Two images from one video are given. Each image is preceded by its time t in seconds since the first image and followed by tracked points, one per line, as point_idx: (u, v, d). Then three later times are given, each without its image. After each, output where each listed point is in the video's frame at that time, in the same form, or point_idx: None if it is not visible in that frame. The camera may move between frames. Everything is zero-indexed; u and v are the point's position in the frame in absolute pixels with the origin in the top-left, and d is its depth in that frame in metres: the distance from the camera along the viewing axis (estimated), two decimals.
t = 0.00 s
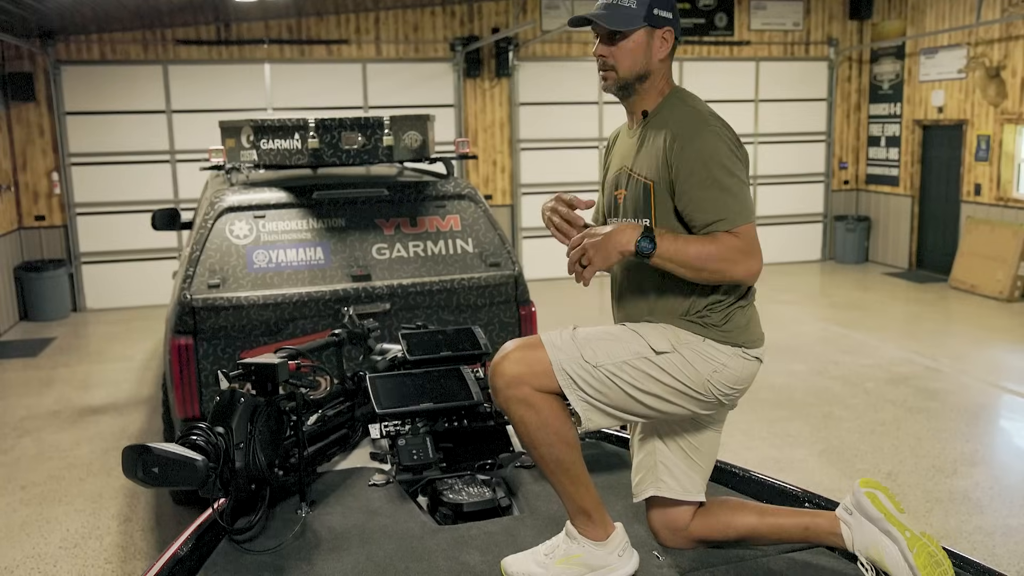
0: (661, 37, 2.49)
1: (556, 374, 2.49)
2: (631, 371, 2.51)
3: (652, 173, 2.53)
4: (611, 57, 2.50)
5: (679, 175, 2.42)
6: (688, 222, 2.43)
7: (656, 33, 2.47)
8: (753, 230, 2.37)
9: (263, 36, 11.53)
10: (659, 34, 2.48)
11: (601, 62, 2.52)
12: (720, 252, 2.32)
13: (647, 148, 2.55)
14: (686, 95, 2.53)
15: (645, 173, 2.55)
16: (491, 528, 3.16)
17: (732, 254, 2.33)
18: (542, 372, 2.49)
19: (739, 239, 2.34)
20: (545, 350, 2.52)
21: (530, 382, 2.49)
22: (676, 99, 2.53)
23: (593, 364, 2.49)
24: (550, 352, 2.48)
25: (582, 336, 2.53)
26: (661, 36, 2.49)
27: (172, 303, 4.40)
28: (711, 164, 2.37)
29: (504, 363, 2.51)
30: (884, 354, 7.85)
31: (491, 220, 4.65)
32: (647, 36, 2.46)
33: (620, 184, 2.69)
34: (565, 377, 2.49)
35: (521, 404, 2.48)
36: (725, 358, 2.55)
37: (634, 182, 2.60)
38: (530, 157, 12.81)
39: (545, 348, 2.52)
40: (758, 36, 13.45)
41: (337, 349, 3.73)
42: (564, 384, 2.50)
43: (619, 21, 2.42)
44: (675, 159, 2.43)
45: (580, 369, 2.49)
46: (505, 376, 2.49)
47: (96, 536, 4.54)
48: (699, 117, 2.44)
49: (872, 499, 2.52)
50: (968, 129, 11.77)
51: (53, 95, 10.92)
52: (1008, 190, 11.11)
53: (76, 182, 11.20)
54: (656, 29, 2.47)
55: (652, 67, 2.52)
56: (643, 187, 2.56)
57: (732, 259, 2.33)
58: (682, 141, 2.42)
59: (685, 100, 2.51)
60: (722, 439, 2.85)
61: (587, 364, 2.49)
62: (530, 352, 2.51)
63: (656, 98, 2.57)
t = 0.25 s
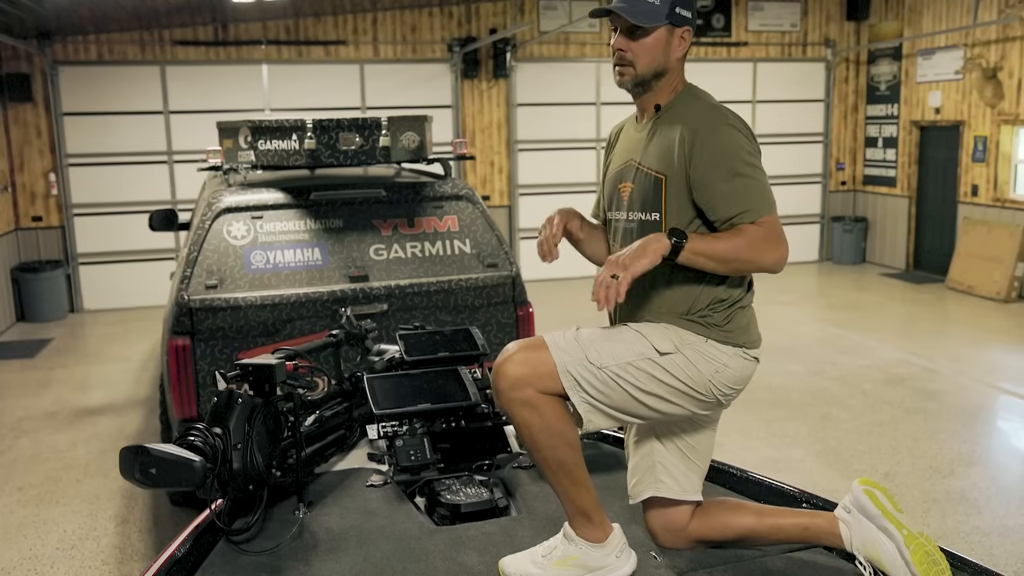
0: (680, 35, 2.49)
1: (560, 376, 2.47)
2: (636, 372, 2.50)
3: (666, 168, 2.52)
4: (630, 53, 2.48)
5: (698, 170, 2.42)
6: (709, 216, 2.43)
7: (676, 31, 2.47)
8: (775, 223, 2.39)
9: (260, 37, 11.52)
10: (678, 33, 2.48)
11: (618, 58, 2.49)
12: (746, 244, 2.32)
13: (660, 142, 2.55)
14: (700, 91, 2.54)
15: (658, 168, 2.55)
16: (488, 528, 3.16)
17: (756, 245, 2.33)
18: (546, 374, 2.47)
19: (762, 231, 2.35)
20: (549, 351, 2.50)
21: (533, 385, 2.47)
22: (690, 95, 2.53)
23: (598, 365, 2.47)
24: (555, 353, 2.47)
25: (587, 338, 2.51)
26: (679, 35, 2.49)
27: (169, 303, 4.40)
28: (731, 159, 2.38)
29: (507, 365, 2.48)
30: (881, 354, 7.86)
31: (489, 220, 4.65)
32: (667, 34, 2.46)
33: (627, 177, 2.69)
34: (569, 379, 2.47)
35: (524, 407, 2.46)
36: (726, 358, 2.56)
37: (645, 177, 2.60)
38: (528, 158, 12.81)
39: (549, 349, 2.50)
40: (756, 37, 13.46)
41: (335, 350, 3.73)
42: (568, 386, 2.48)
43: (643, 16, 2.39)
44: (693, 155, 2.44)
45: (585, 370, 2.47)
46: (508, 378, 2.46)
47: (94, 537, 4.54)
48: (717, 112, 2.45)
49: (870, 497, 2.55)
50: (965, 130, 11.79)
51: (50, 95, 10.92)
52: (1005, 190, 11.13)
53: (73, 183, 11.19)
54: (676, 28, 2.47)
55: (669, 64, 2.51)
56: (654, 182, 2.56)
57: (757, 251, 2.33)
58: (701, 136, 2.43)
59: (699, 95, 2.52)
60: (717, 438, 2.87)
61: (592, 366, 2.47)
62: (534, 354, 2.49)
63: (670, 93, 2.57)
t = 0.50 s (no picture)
0: (693, 38, 2.50)
1: (570, 367, 2.43)
2: (646, 365, 2.48)
3: (679, 164, 2.53)
4: (644, 56, 2.48)
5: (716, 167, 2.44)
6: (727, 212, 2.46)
7: (690, 34, 2.48)
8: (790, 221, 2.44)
9: (256, 37, 11.51)
10: (691, 35, 2.48)
11: (632, 61, 2.49)
12: (769, 240, 2.37)
13: (671, 139, 2.55)
14: (711, 91, 2.57)
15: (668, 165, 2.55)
16: (484, 530, 3.17)
17: (777, 240, 2.38)
18: (555, 365, 2.42)
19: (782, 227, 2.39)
20: (560, 342, 2.46)
21: (543, 376, 2.42)
22: (702, 95, 2.55)
23: (609, 357, 2.46)
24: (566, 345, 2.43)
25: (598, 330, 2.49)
26: (692, 38, 2.50)
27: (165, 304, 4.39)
28: (751, 157, 2.41)
29: (517, 355, 2.43)
30: (876, 355, 7.88)
31: (485, 221, 4.65)
32: (681, 37, 2.47)
33: (632, 174, 2.68)
34: (580, 370, 2.43)
35: (532, 397, 2.42)
36: (731, 354, 2.57)
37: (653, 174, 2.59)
38: (525, 158, 12.82)
39: (559, 341, 2.45)
40: (752, 37, 13.47)
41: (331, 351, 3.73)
42: (577, 377, 2.44)
43: (658, 19, 2.39)
44: (712, 152, 2.46)
45: (596, 362, 2.44)
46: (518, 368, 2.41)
47: (89, 538, 4.53)
48: (733, 111, 2.48)
49: (865, 497, 2.58)
50: (960, 131, 11.81)
51: (45, 95, 10.89)
52: (1000, 191, 11.16)
53: (68, 183, 11.16)
54: (690, 31, 2.48)
55: (681, 66, 2.52)
56: (665, 178, 2.55)
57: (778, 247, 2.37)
58: (719, 134, 2.45)
59: (711, 96, 2.55)
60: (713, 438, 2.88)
61: (603, 357, 2.45)
62: (545, 344, 2.44)
63: (681, 93, 2.58)
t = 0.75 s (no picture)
0: (691, 40, 2.52)
1: (578, 366, 2.38)
2: (651, 362, 2.46)
3: (673, 168, 2.53)
4: (647, 58, 2.48)
5: (710, 169, 2.44)
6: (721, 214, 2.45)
7: (689, 35, 2.50)
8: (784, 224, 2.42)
9: (252, 39, 11.50)
10: (689, 37, 2.50)
11: (635, 61, 2.49)
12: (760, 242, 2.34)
13: (667, 142, 2.56)
14: (707, 94, 2.57)
15: (662, 168, 2.56)
16: (479, 530, 3.16)
17: (772, 242, 2.36)
18: (561, 367, 2.37)
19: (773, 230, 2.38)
20: (566, 344, 2.41)
21: (549, 377, 2.36)
22: (698, 98, 2.56)
23: (615, 355, 2.42)
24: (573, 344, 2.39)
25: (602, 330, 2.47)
26: (690, 39, 2.52)
27: (160, 306, 4.38)
28: (744, 160, 2.41)
29: (522, 357, 2.37)
30: (871, 355, 7.90)
31: (480, 223, 4.65)
32: (681, 39, 2.49)
33: (629, 176, 2.69)
34: (587, 369, 2.39)
35: (539, 399, 2.35)
36: (733, 352, 2.56)
37: (648, 177, 2.60)
38: (521, 160, 12.83)
39: (565, 344, 2.41)
40: (746, 39, 13.50)
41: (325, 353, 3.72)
42: (583, 377, 2.39)
43: (664, 18, 2.39)
44: (705, 156, 2.45)
45: (602, 361, 2.41)
46: (524, 369, 2.34)
47: (83, 541, 4.52)
48: (729, 113, 2.47)
49: (859, 497, 2.58)
50: (954, 132, 11.84)
51: (40, 97, 10.86)
52: (993, 193, 11.18)
53: (63, 185, 11.15)
54: (689, 32, 2.49)
55: (680, 67, 2.53)
56: (661, 180, 2.56)
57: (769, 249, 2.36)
58: (714, 137, 2.45)
59: (707, 99, 2.55)
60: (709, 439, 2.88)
61: (609, 354, 2.42)
62: (550, 347, 2.40)
63: (677, 95, 2.59)
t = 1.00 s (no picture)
0: (677, 45, 2.64)
1: (578, 379, 2.49)
2: (648, 370, 2.56)
3: (662, 172, 2.61)
4: (638, 63, 2.58)
5: (698, 176, 2.52)
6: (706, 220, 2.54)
7: (675, 41, 2.60)
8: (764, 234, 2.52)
9: (252, 45, 11.61)
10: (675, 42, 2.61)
11: (626, 67, 2.58)
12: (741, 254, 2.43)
13: (657, 147, 2.63)
14: (696, 101, 2.66)
15: (651, 172, 2.63)
16: (473, 524, 3.27)
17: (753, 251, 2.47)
18: (562, 380, 2.48)
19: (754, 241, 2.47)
20: (567, 358, 2.51)
21: (552, 391, 2.46)
22: (688, 105, 2.64)
23: (614, 366, 2.52)
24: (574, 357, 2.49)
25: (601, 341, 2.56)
26: (675, 45, 2.63)
27: (162, 307, 4.50)
28: (731, 167, 2.49)
29: (525, 371, 2.47)
30: (858, 353, 8.00)
31: (475, 224, 4.78)
32: (669, 44, 2.59)
33: (618, 180, 2.75)
34: (587, 381, 2.49)
35: (541, 412, 2.44)
36: (724, 355, 2.67)
37: (637, 181, 2.67)
38: (516, 163, 12.94)
39: (566, 357, 2.51)
40: (735, 44, 13.58)
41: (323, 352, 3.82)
42: (584, 389, 2.50)
43: (656, 24, 2.50)
44: (694, 162, 2.54)
45: (602, 371, 2.51)
46: (527, 384, 2.44)
47: (89, 535, 4.63)
48: (716, 119, 2.56)
49: (842, 491, 2.75)
50: (938, 135, 11.92)
51: (45, 103, 11.01)
52: (976, 194, 11.26)
53: (68, 189, 11.28)
54: (675, 38, 2.60)
55: (668, 73, 2.63)
56: (650, 185, 2.63)
57: (750, 259, 2.44)
58: (702, 143, 2.54)
59: (696, 106, 2.64)
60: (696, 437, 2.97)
61: (608, 366, 2.52)
62: (552, 361, 2.49)
63: (664, 101, 2.67)
